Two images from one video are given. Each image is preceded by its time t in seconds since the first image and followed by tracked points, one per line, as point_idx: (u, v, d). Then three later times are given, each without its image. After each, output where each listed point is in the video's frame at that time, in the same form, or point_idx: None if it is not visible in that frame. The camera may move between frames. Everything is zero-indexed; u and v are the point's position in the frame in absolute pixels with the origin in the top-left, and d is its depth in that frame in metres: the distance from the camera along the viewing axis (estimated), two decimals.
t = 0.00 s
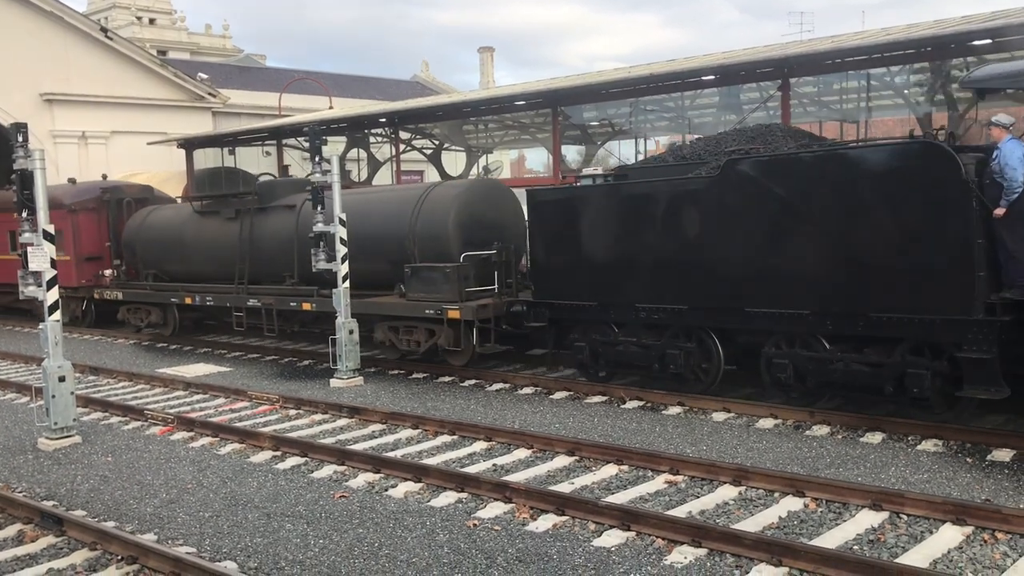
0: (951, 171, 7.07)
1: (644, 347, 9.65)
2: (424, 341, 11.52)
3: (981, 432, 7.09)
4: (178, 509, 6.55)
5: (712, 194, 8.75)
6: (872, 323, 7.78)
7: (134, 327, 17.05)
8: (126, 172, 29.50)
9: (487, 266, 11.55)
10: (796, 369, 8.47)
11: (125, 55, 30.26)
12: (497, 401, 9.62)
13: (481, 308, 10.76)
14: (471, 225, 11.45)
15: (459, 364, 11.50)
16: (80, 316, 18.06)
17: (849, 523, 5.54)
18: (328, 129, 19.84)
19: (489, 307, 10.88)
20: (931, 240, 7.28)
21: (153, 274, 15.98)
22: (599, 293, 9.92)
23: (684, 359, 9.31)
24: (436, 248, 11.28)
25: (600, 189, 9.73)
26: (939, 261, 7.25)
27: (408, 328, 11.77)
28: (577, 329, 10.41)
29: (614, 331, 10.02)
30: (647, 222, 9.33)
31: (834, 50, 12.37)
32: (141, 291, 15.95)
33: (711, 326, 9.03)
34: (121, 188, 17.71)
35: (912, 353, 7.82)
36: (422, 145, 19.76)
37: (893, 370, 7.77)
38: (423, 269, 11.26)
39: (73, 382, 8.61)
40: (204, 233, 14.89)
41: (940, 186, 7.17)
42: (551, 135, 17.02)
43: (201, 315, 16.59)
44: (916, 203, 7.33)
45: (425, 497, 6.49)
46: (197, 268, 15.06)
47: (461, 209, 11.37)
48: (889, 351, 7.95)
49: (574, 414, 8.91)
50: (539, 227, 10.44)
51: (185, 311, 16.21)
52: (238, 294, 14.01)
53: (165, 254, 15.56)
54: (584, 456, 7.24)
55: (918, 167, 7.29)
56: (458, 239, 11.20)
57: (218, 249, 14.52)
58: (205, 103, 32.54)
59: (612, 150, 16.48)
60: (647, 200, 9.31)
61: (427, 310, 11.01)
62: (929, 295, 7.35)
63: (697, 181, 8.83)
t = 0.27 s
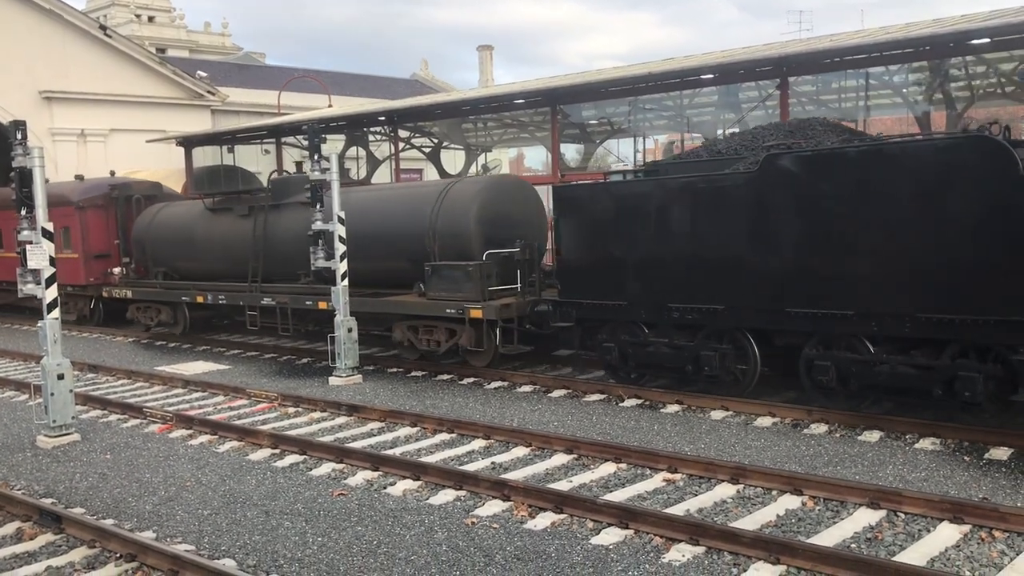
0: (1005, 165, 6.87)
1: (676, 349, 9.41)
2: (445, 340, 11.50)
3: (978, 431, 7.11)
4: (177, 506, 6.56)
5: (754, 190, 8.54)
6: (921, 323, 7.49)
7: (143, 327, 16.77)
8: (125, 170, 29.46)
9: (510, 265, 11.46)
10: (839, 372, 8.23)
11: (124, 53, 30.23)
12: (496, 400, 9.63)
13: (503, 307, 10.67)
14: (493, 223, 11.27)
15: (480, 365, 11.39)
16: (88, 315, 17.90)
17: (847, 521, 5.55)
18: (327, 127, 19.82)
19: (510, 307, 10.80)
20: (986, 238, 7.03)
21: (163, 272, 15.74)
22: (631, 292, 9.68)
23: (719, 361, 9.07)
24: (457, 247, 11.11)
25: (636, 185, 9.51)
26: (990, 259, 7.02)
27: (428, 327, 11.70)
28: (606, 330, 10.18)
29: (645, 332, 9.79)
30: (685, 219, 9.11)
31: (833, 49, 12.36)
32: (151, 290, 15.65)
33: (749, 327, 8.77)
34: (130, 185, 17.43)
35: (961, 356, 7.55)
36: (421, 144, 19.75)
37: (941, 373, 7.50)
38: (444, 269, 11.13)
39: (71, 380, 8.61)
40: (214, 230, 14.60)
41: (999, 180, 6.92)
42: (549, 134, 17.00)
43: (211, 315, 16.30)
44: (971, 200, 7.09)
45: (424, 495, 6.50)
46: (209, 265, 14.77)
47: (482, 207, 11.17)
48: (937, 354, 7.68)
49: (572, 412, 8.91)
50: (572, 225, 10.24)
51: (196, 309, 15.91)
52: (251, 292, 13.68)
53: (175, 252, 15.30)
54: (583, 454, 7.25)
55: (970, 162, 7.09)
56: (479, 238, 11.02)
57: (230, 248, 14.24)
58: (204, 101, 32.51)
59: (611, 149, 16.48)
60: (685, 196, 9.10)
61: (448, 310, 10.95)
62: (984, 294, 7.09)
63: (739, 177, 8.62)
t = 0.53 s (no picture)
0: None
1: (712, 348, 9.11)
2: (467, 338, 11.30)
3: (979, 427, 7.10)
4: (176, 502, 6.55)
5: (798, 185, 8.24)
6: (977, 323, 7.15)
7: (154, 323, 16.56)
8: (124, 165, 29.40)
9: (534, 260, 11.36)
10: (887, 372, 7.91)
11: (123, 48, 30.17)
12: (495, 395, 9.62)
13: (528, 304, 10.53)
14: (517, 219, 11.11)
15: (502, 364, 11.13)
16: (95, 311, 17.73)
17: (846, 517, 5.55)
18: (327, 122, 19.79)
19: (535, 304, 10.64)
20: None
21: (173, 267, 15.52)
22: (665, 289, 9.40)
23: (758, 361, 8.76)
24: (480, 242, 10.93)
25: (671, 178, 9.21)
26: None
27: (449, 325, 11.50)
28: (636, 328, 9.94)
29: (678, 330, 9.51)
30: (723, 214, 8.81)
31: (835, 44, 12.33)
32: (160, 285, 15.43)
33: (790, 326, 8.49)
34: (139, 179, 17.17)
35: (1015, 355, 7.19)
36: (421, 139, 19.68)
37: (995, 374, 7.14)
38: (466, 264, 10.99)
39: (71, 375, 8.60)
40: (227, 224, 14.34)
41: None
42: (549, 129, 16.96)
43: (224, 311, 16.05)
44: None
45: (423, 490, 6.49)
46: (221, 261, 14.52)
47: (506, 202, 11.00)
48: (991, 354, 7.34)
49: (571, 407, 8.91)
50: (602, 219, 9.95)
51: (208, 306, 15.69)
52: (266, 288, 13.45)
53: (186, 247, 15.05)
54: (581, 449, 7.25)
55: None
56: (503, 234, 10.87)
57: (244, 242, 13.99)
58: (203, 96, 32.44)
59: (611, 145, 16.38)
60: (722, 190, 8.81)
61: (471, 306, 10.79)
62: None
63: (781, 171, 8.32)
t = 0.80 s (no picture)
0: None
1: (752, 349, 8.82)
2: (491, 337, 10.99)
3: (978, 424, 7.10)
4: (176, 497, 6.57)
5: (842, 178, 7.93)
6: None
7: (166, 319, 16.31)
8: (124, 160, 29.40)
9: (561, 256, 11.02)
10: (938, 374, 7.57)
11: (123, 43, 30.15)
12: (495, 391, 9.63)
13: (556, 302, 10.22)
14: (542, 213, 10.77)
15: (528, 363, 10.86)
16: (105, 307, 17.55)
17: (846, 514, 5.55)
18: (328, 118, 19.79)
19: (563, 301, 10.36)
20: None
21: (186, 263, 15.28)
22: (702, 287, 9.10)
23: (801, 361, 8.45)
24: (504, 237, 10.62)
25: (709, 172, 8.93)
26: None
27: (472, 323, 11.21)
28: (670, 327, 9.65)
29: (715, 330, 9.22)
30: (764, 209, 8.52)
31: (835, 41, 12.32)
32: (173, 282, 15.19)
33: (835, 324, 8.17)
34: (151, 173, 16.90)
35: None
36: (421, 136, 19.69)
37: None
38: (490, 260, 10.69)
39: (71, 370, 8.60)
40: (242, 219, 14.04)
41: None
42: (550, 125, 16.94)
43: (238, 308, 15.81)
44: None
45: (423, 486, 6.50)
46: (236, 257, 14.24)
47: (532, 196, 10.68)
48: None
49: (571, 404, 8.92)
50: (635, 214, 9.65)
51: (221, 303, 15.47)
52: (282, 285, 13.19)
53: (200, 242, 14.77)
54: (581, 446, 7.26)
55: None
56: (530, 228, 10.55)
57: (261, 238, 13.70)
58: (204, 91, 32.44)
59: (611, 140, 16.44)
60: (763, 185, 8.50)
61: (497, 304, 10.51)
62: None
63: (825, 163, 8.01)
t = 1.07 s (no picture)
0: None
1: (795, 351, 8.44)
2: (517, 338, 10.66)
3: (978, 423, 7.10)
4: (177, 494, 6.58)
5: (891, 173, 7.55)
6: None
7: (177, 319, 16.12)
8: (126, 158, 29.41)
9: (590, 254, 10.76)
10: (996, 378, 7.18)
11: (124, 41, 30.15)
12: (496, 390, 9.63)
13: (587, 302, 9.90)
14: (571, 211, 10.56)
15: (555, 364, 10.51)
16: (116, 305, 17.44)
17: (846, 512, 5.56)
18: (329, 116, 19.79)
19: (593, 302, 10.02)
20: None
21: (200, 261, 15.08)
22: (744, 287, 8.70)
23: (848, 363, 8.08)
24: (532, 235, 10.40)
25: (749, 168, 8.55)
26: None
27: (498, 324, 10.90)
28: (705, 327, 9.29)
29: (754, 331, 8.84)
30: (808, 206, 8.12)
31: (837, 39, 12.30)
32: (186, 281, 15.00)
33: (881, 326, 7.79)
34: (163, 170, 16.78)
35: None
36: (422, 134, 19.72)
37: None
38: (518, 259, 10.43)
39: (72, 368, 8.61)
40: (258, 217, 13.82)
41: None
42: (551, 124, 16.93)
43: (252, 306, 15.63)
44: None
45: (424, 484, 6.51)
46: (251, 255, 14.02)
47: (561, 193, 10.48)
48: None
49: (572, 402, 8.92)
50: (671, 213, 9.29)
51: (235, 301, 15.28)
52: (300, 283, 13.00)
53: (215, 240, 14.55)
54: (582, 444, 7.26)
55: None
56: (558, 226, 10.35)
57: (279, 236, 13.45)
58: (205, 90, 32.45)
59: (613, 139, 16.57)
60: (806, 181, 8.12)
61: (523, 304, 10.21)
62: None
63: (875, 158, 7.61)
